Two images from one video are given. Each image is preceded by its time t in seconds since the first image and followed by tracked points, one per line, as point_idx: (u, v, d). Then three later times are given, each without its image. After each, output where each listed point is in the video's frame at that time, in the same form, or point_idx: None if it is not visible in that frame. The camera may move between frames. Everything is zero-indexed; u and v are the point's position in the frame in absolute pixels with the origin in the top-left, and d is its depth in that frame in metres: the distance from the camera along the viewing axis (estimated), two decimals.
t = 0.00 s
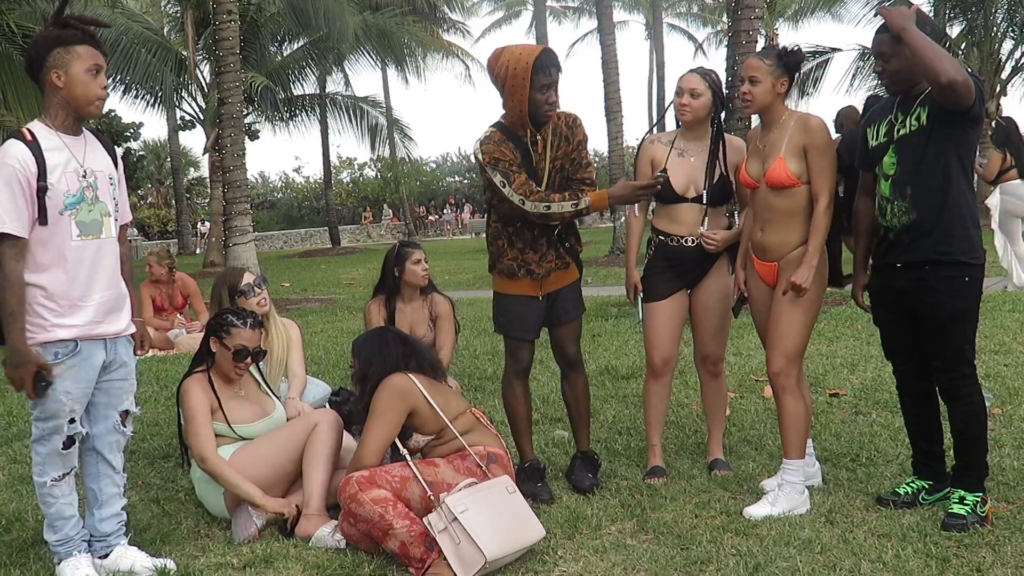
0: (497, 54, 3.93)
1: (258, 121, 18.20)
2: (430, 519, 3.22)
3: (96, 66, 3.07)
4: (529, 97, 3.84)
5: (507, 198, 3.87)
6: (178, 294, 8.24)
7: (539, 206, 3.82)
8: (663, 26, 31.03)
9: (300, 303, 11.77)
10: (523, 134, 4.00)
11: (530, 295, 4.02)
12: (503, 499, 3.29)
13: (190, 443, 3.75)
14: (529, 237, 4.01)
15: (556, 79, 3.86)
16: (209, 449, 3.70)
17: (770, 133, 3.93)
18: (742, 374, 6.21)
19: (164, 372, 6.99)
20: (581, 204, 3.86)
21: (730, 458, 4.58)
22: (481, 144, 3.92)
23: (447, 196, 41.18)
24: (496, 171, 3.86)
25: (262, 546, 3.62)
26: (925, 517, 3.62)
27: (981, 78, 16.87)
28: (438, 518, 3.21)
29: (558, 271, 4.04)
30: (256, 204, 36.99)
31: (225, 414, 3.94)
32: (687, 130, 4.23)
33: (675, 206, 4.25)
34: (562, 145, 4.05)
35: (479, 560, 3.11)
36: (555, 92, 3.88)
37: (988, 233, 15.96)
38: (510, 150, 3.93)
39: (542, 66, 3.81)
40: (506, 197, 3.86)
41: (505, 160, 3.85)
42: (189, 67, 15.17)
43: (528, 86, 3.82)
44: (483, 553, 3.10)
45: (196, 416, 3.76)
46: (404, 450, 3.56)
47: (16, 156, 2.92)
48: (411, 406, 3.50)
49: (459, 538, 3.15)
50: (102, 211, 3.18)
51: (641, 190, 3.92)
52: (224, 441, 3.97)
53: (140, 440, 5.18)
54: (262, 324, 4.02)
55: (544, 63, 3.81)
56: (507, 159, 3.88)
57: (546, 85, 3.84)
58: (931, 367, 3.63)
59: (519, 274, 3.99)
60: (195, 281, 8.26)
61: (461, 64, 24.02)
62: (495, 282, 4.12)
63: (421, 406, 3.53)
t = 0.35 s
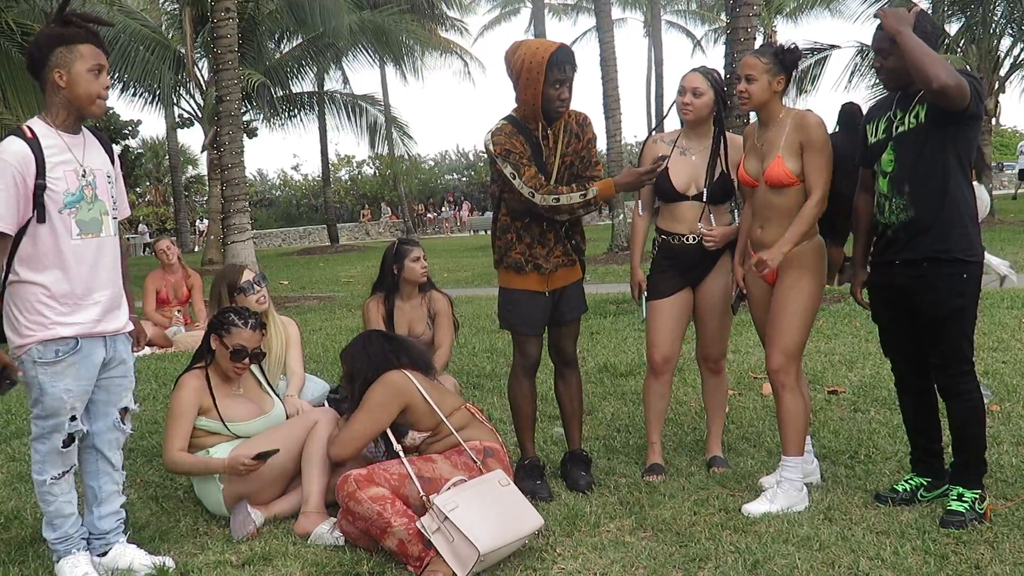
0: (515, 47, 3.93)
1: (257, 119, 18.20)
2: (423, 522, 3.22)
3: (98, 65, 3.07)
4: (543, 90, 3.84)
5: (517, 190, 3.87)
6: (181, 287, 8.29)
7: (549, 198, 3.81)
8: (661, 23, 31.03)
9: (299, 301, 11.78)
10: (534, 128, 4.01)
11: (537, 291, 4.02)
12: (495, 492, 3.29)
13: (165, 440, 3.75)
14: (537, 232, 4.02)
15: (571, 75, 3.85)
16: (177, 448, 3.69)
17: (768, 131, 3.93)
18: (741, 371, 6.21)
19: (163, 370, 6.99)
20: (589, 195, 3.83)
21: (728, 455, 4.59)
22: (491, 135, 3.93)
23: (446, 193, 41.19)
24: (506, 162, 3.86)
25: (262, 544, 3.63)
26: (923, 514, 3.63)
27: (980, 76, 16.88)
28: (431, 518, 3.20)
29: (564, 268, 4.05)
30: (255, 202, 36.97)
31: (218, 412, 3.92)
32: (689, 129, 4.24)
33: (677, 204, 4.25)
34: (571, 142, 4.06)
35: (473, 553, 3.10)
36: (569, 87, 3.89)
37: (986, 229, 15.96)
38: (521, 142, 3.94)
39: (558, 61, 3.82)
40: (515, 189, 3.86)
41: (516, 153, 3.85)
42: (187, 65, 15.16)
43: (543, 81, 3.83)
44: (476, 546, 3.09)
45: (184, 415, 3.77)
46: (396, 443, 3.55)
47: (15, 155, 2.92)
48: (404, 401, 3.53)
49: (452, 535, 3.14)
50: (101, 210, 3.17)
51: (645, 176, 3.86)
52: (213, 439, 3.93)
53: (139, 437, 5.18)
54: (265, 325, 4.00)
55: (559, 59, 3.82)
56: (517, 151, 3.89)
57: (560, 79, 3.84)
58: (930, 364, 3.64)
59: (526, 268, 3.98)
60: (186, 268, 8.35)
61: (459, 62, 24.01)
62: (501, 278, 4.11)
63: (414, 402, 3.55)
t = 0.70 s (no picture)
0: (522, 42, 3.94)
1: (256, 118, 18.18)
2: (415, 518, 3.23)
3: (89, 63, 3.06)
4: (545, 84, 3.85)
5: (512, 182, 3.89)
6: (180, 282, 8.32)
7: (542, 190, 3.81)
8: (661, 21, 30.99)
9: (299, 299, 11.78)
10: (534, 121, 4.02)
11: (538, 286, 4.02)
12: (485, 482, 3.30)
13: (169, 439, 3.86)
14: (537, 227, 4.02)
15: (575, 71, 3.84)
16: (182, 446, 3.82)
17: (766, 129, 3.92)
18: (741, 369, 6.21)
19: (164, 368, 6.99)
20: (582, 189, 3.82)
21: (729, 452, 4.59)
22: (491, 128, 3.96)
23: (446, 192, 41.18)
24: (502, 154, 3.88)
25: (262, 542, 3.62)
26: (924, 511, 3.63)
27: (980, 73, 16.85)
28: (423, 514, 3.22)
29: (564, 264, 4.04)
30: (255, 200, 36.96)
31: (217, 409, 3.94)
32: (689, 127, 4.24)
33: (676, 202, 4.26)
34: (575, 139, 4.06)
35: (467, 543, 3.10)
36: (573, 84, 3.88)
37: (987, 226, 15.95)
38: (520, 135, 3.95)
39: (561, 56, 3.81)
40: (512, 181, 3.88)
41: (513, 144, 3.87)
42: (187, 64, 15.15)
43: (545, 74, 3.82)
44: (470, 535, 3.09)
45: (186, 412, 3.83)
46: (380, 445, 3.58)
47: (8, 153, 2.91)
48: (378, 413, 3.56)
49: (446, 528, 3.15)
50: (95, 207, 3.17)
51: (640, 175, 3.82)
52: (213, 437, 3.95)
53: (140, 436, 5.18)
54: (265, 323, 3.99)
55: (563, 53, 3.81)
56: (515, 143, 3.91)
57: (562, 74, 3.83)
58: (930, 362, 3.63)
59: (526, 262, 3.99)
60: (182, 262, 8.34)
61: (459, 60, 23.98)
62: (502, 274, 4.11)
63: (390, 409, 3.57)
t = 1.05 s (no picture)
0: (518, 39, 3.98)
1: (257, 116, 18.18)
2: (414, 512, 3.24)
3: (94, 62, 3.06)
4: (539, 78, 3.87)
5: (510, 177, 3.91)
6: (177, 279, 8.32)
7: (538, 183, 3.82)
8: (662, 18, 30.96)
9: (300, 297, 11.78)
10: (531, 117, 4.02)
11: (539, 282, 4.01)
12: (482, 477, 3.31)
13: (173, 434, 3.87)
14: (537, 223, 4.02)
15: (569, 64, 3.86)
16: (188, 441, 3.82)
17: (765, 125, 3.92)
18: (742, 366, 6.21)
19: (164, 367, 6.99)
20: (579, 181, 3.82)
21: (730, 449, 4.59)
22: (489, 124, 3.98)
23: (447, 189, 41.18)
24: (500, 149, 3.91)
25: (264, 540, 3.62)
26: (926, 508, 3.62)
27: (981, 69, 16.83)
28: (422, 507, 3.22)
29: (565, 260, 4.04)
30: (256, 198, 36.93)
31: (220, 405, 3.93)
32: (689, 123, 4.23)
33: (676, 199, 4.26)
34: (574, 136, 4.05)
35: (467, 534, 3.10)
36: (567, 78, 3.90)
37: (987, 222, 15.94)
38: (517, 130, 3.97)
39: (554, 50, 3.85)
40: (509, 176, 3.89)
41: (510, 139, 3.89)
42: (187, 62, 15.14)
43: (539, 67, 3.86)
44: (469, 525, 3.09)
45: (191, 407, 3.84)
46: (374, 440, 3.57)
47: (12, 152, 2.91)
48: (371, 409, 3.57)
49: (445, 521, 3.16)
50: (99, 206, 3.17)
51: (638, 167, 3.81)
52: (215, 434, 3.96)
53: (141, 434, 5.18)
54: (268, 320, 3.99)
55: (555, 47, 3.84)
56: (512, 138, 3.93)
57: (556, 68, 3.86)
58: (932, 358, 3.63)
59: (527, 258, 3.99)
60: (175, 256, 8.25)
61: (459, 58, 23.97)
62: (503, 271, 4.11)
63: (383, 406, 3.59)
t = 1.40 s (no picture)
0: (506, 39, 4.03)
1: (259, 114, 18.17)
2: (417, 509, 3.25)
3: (104, 63, 3.07)
4: (528, 74, 3.91)
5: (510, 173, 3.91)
6: (178, 278, 8.30)
7: (538, 178, 3.81)
8: (664, 15, 30.90)
9: (302, 295, 11.77)
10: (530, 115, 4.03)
11: (542, 278, 4.01)
12: (487, 476, 3.31)
13: (180, 427, 3.87)
14: (539, 220, 4.02)
15: (557, 59, 3.87)
16: (194, 434, 3.83)
17: (770, 122, 3.91)
18: (744, 363, 6.20)
19: (166, 364, 6.99)
20: (579, 174, 3.82)
21: (732, 447, 4.58)
22: (488, 123, 4.00)
23: (448, 187, 41.17)
24: (499, 146, 3.91)
25: (266, 537, 3.63)
26: (928, 505, 3.62)
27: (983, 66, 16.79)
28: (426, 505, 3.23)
29: (568, 255, 4.02)
30: (257, 196, 36.94)
31: (225, 400, 3.93)
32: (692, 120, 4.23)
33: (678, 196, 4.26)
34: (574, 132, 4.05)
35: (471, 533, 3.11)
36: (556, 74, 3.90)
37: (989, 220, 15.91)
38: (517, 127, 3.97)
39: (539, 47, 3.88)
40: (509, 172, 3.90)
41: (509, 136, 3.90)
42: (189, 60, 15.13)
43: (527, 64, 3.90)
44: (472, 523, 3.09)
45: (196, 401, 3.84)
46: (383, 433, 3.56)
47: (20, 150, 2.91)
48: (382, 399, 3.55)
49: (448, 518, 3.16)
50: (104, 206, 3.16)
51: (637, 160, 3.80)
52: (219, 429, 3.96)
53: (143, 432, 5.19)
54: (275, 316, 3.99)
55: (540, 44, 3.88)
56: (512, 135, 3.94)
57: (543, 63, 3.87)
58: (935, 355, 3.63)
59: (529, 255, 3.99)
60: (173, 253, 8.18)
61: (461, 56, 23.94)
62: (507, 268, 4.12)
63: (393, 398, 3.57)
